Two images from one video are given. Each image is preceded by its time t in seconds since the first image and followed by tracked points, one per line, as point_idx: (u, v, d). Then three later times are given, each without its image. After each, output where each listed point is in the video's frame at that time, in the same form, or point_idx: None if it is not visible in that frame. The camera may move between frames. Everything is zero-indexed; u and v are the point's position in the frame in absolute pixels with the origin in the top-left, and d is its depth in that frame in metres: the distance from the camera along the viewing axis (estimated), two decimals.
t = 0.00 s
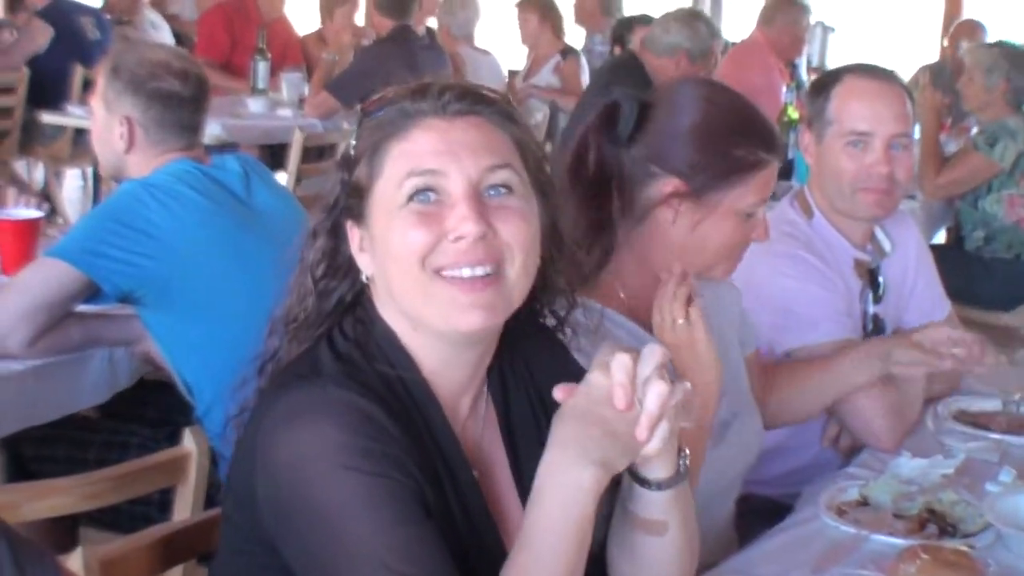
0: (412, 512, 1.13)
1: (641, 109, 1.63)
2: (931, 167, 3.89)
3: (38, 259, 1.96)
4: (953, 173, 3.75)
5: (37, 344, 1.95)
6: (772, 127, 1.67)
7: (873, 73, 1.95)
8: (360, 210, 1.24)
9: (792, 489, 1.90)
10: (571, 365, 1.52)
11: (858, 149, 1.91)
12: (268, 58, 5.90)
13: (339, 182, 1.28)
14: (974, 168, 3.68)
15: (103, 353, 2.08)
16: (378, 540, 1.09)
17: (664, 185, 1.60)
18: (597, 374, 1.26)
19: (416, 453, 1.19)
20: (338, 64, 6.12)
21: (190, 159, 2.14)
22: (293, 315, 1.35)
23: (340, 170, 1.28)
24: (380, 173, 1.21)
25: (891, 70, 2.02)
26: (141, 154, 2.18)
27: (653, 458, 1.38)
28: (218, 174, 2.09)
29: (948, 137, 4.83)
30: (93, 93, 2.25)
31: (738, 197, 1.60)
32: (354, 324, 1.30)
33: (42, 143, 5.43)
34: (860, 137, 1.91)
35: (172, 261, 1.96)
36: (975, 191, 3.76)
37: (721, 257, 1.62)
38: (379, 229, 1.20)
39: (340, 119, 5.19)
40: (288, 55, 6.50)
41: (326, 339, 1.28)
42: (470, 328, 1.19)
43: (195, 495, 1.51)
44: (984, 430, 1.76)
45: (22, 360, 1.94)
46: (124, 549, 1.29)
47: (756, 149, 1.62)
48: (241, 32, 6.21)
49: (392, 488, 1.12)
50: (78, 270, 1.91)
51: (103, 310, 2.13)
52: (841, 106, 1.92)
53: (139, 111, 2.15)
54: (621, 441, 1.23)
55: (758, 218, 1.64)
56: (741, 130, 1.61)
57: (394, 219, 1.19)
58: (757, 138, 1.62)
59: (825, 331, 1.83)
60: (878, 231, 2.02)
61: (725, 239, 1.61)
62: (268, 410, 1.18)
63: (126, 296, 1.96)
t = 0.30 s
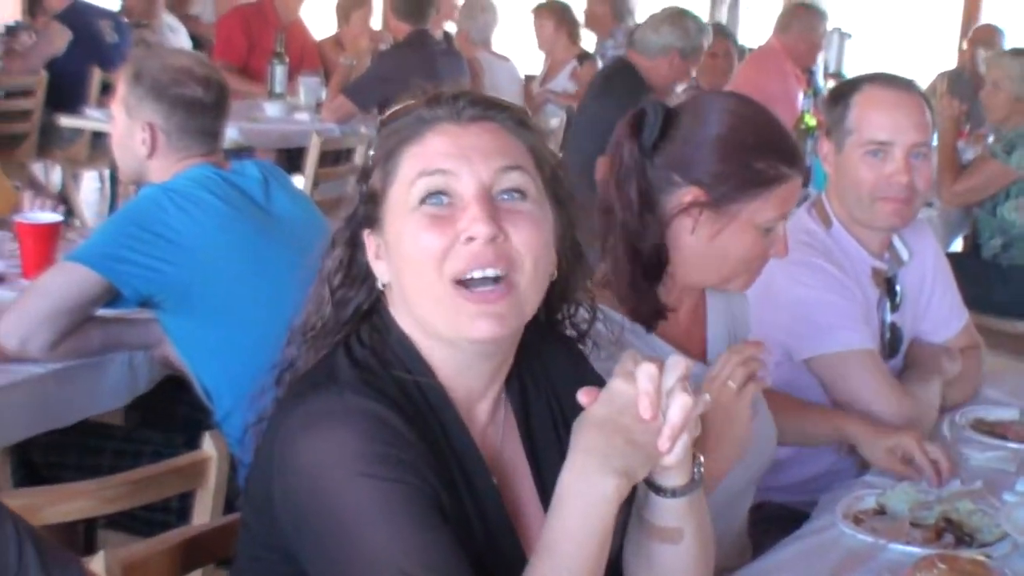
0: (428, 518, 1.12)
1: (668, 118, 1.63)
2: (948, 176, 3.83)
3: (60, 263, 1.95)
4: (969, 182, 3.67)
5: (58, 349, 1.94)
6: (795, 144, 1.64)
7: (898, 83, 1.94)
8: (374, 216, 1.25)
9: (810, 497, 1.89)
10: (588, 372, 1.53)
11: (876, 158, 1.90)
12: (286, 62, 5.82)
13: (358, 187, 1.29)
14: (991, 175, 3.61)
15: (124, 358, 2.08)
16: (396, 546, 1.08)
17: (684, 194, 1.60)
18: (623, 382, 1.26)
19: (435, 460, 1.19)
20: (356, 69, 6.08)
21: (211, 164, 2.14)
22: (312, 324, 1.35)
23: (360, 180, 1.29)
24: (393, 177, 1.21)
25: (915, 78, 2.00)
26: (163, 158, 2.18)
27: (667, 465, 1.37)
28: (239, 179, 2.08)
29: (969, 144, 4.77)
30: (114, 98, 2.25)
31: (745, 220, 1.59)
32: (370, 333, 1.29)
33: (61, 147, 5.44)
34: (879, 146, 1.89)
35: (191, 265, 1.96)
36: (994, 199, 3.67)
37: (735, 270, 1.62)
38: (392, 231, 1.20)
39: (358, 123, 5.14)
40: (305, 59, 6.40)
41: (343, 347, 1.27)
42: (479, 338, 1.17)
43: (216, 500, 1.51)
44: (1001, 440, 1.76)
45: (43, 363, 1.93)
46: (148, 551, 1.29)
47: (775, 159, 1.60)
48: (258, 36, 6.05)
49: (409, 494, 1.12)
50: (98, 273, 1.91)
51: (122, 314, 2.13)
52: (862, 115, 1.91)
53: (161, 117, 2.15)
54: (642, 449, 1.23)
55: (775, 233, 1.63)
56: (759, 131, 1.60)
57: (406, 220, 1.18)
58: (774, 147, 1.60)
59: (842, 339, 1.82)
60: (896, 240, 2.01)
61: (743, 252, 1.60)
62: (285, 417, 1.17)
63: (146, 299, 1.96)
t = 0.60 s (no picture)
0: (455, 520, 1.13)
1: (683, 123, 1.65)
2: (968, 178, 3.80)
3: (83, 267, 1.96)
4: (988, 186, 3.63)
5: (80, 352, 1.95)
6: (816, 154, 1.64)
7: (920, 88, 1.94)
8: (447, 226, 1.20)
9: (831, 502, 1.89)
10: (608, 377, 1.54)
11: (903, 164, 1.90)
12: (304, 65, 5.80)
13: (403, 186, 1.25)
14: (1010, 181, 3.59)
15: (146, 361, 2.08)
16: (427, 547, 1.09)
17: (694, 195, 1.61)
18: (642, 386, 1.24)
19: (460, 462, 1.20)
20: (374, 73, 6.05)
21: (230, 168, 2.15)
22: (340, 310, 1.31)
23: (406, 174, 1.25)
24: (478, 190, 1.18)
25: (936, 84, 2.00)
26: (183, 164, 2.18)
27: (684, 468, 1.36)
28: (259, 183, 2.09)
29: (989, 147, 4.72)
30: (134, 105, 2.25)
31: (749, 227, 1.58)
32: (403, 340, 1.26)
33: (81, 150, 5.45)
34: (905, 151, 1.89)
35: (212, 270, 1.96)
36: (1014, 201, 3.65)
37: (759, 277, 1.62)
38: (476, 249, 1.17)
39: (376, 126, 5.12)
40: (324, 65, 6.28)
41: (373, 354, 1.24)
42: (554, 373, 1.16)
43: (237, 505, 1.52)
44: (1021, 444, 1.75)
45: (63, 368, 1.94)
46: (172, 553, 1.29)
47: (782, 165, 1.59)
48: (275, 41, 6.02)
49: (437, 496, 1.13)
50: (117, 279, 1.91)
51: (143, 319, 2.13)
52: (885, 122, 1.91)
53: (180, 123, 2.15)
54: (655, 451, 1.22)
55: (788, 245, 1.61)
56: (774, 142, 1.61)
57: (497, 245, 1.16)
58: (798, 160, 1.60)
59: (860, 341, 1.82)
60: (914, 245, 2.01)
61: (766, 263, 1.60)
62: (313, 421, 1.17)
63: (166, 304, 1.96)
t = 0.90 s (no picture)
0: (453, 524, 1.14)
1: (681, 122, 1.66)
2: (967, 177, 3.80)
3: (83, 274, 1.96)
4: (987, 185, 3.64)
5: (81, 358, 1.95)
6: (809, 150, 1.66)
7: (918, 90, 1.95)
8: (436, 223, 1.21)
9: (833, 502, 1.90)
10: (606, 378, 1.55)
11: (906, 166, 1.90)
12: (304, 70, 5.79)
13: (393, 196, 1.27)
14: (1010, 180, 3.59)
15: (148, 367, 2.09)
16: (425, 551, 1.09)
17: (685, 193, 1.62)
18: (638, 388, 1.25)
19: (461, 466, 1.20)
20: (373, 78, 6.04)
21: (232, 175, 2.15)
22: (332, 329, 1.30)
23: (394, 184, 1.26)
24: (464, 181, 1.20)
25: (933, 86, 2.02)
26: (182, 172, 2.19)
27: (682, 469, 1.37)
28: (260, 189, 2.09)
29: (987, 151, 4.72)
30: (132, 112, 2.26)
31: (743, 220, 1.58)
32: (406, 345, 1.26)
33: (81, 156, 5.45)
34: (907, 152, 1.90)
35: (214, 275, 1.97)
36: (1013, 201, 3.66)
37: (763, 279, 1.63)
38: (461, 237, 1.19)
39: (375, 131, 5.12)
40: (323, 69, 6.26)
41: (373, 362, 1.24)
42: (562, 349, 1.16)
43: (239, 510, 1.52)
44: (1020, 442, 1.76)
45: (67, 376, 1.94)
46: (174, 561, 1.30)
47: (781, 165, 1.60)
48: (276, 47, 5.98)
49: (436, 500, 1.13)
50: (118, 284, 1.91)
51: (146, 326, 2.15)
52: (886, 124, 1.92)
53: (179, 130, 2.16)
54: (655, 453, 1.23)
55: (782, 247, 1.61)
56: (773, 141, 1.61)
57: (490, 228, 1.18)
58: (797, 161, 1.61)
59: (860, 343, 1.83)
60: (913, 246, 2.02)
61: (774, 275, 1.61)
62: (314, 426, 1.18)
63: (168, 310, 1.97)
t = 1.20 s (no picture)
0: (449, 527, 1.14)
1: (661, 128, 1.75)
2: (965, 181, 3.81)
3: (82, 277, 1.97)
4: (984, 188, 3.64)
5: (80, 362, 1.96)
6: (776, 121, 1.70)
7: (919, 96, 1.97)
8: (402, 223, 1.27)
9: (831, 504, 1.91)
10: (603, 380, 1.56)
11: (913, 169, 1.91)
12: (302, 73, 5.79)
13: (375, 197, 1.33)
14: (1007, 182, 3.60)
15: (148, 370, 2.09)
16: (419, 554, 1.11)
17: (664, 186, 1.70)
18: (632, 389, 1.27)
19: (457, 469, 1.21)
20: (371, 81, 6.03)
21: (231, 176, 2.15)
22: (330, 329, 1.37)
23: (377, 187, 1.33)
24: (422, 185, 1.25)
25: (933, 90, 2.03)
26: (181, 176, 2.19)
27: (678, 469, 1.37)
28: (259, 192, 2.09)
29: (985, 154, 4.72)
30: (131, 115, 2.26)
31: (718, 185, 1.64)
32: (397, 345, 1.31)
33: (80, 160, 5.45)
34: (914, 157, 1.92)
35: (212, 278, 1.97)
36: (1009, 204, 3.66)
37: (764, 273, 1.65)
38: (427, 240, 1.23)
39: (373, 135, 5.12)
40: (324, 71, 6.21)
41: (368, 359, 1.29)
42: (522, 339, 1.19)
43: (238, 512, 1.53)
44: (1015, 443, 1.76)
45: (65, 379, 1.95)
46: (172, 564, 1.31)
47: (742, 134, 1.64)
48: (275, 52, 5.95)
49: (431, 504, 1.14)
50: (118, 288, 1.92)
51: (144, 330, 2.15)
52: (893, 129, 1.93)
53: (178, 134, 2.16)
54: (652, 455, 1.25)
55: (761, 214, 1.63)
56: (736, 114, 1.66)
57: (445, 227, 1.21)
58: (762, 128, 1.65)
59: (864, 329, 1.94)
60: (908, 249, 2.04)
61: (769, 249, 1.63)
62: (311, 429, 1.19)
63: (166, 313, 1.98)
